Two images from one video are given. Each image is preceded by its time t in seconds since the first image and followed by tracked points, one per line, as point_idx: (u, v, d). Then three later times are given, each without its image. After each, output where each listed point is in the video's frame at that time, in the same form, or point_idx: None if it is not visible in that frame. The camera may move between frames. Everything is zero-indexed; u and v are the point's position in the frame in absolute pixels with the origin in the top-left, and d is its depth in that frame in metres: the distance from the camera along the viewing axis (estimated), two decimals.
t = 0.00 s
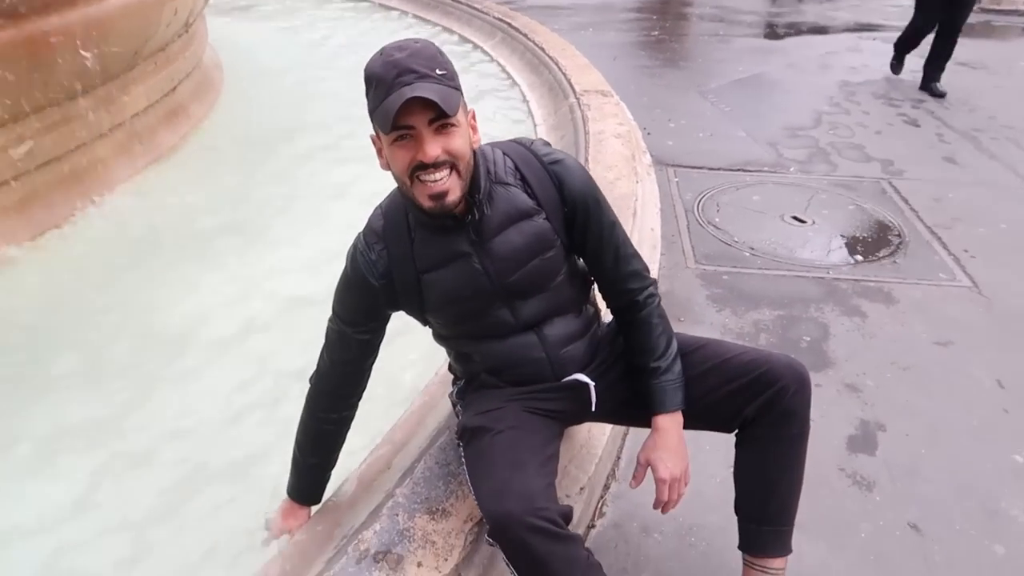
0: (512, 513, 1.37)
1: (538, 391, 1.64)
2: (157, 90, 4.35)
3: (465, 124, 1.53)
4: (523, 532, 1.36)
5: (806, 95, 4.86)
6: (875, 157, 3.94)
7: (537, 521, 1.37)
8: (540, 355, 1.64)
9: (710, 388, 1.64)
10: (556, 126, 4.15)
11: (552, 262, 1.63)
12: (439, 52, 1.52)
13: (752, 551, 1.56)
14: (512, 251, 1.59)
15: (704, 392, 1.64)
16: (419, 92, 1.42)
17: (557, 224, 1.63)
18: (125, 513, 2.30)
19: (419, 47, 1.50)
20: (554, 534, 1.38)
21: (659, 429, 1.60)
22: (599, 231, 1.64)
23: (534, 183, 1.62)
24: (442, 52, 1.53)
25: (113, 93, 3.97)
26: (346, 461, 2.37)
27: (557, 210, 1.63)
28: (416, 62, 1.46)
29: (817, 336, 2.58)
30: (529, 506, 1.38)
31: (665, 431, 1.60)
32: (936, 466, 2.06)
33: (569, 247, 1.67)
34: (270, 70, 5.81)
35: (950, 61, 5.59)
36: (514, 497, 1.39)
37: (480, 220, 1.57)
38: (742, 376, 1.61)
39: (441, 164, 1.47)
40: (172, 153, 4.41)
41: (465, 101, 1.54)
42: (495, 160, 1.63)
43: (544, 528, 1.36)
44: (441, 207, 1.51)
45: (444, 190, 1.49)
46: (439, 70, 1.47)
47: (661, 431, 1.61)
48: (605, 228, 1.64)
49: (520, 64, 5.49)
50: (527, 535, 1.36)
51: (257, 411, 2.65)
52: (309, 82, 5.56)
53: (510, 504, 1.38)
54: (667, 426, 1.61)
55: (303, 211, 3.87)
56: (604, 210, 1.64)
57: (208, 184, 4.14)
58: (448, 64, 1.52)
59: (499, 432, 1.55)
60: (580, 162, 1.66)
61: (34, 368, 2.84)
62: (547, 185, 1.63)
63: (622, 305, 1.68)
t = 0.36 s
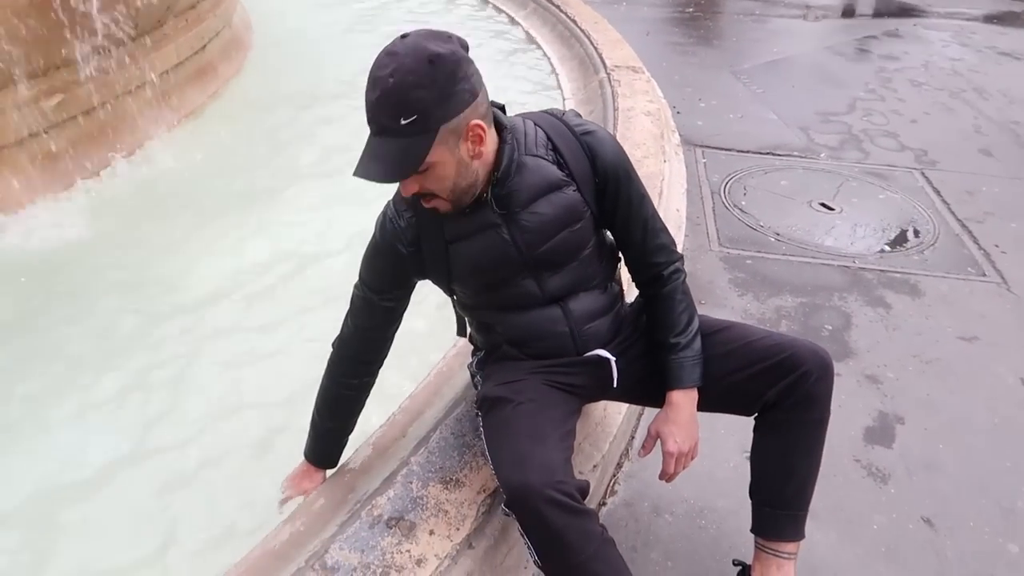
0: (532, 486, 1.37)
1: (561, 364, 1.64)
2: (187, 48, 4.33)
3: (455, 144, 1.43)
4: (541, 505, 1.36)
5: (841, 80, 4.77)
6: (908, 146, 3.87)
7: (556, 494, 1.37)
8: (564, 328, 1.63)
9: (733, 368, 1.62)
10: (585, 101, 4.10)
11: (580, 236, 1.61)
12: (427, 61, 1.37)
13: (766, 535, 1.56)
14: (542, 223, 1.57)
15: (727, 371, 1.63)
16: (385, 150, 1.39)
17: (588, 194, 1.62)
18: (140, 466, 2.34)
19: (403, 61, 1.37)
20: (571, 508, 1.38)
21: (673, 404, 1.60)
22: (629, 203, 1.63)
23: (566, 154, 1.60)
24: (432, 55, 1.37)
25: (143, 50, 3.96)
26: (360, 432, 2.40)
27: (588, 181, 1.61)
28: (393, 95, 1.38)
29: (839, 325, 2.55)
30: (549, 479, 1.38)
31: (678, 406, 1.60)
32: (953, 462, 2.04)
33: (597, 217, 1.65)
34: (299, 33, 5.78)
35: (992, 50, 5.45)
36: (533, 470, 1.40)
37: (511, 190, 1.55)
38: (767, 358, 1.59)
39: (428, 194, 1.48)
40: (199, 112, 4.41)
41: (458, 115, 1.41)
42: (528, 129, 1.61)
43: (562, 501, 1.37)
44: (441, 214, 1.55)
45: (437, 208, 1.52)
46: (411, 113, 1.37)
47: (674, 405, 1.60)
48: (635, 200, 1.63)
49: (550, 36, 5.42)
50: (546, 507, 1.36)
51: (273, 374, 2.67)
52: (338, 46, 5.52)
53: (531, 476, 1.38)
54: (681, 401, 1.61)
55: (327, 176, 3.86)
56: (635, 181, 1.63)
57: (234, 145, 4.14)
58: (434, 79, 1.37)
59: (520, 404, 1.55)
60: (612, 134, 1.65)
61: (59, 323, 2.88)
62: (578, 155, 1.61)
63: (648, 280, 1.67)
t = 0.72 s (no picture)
0: (577, 480, 1.37)
1: (607, 360, 1.63)
2: (243, 44, 4.43)
3: (501, 149, 1.45)
4: (588, 500, 1.36)
5: (900, 73, 4.63)
6: (972, 141, 3.74)
7: (602, 489, 1.36)
8: (609, 325, 1.62)
9: (783, 370, 1.60)
10: (636, 95, 4.07)
11: (625, 232, 1.60)
12: (468, 71, 1.38)
13: (820, 539, 1.53)
14: (586, 219, 1.57)
15: (777, 373, 1.60)
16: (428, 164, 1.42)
17: (632, 190, 1.60)
18: (197, 451, 2.41)
19: (443, 74, 1.38)
20: (620, 504, 1.36)
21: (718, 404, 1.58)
22: (674, 200, 1.60)
23: (610, 150, 1.59)
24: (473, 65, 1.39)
25: (199, 47, 4.07)
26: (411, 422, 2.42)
27: (632, 177, 1.60)
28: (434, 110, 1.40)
29: (897, 324, 2.48)
30: (595, 474, 1.38)
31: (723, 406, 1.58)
32: (1016, 467, 1.97)
33: (643, 215, 1.63)
34: (351, 28, 5.84)
35: None
36: (580, 464, 1.39)
37: (553, 185, 1.55)
38: (820, 359, 1.56)
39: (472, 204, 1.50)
40: (255, 106, 4.50)
41: (504, 118, 1.43)
42: (570, 127, 1.61)
43: (609, 496, 1.36)
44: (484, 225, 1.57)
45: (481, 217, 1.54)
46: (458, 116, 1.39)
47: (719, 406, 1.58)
48: (680, 197, 1.60)
49: (601, 30, 5.38)
50: (593, 502, 1.35)
51: (324, 365, 2.71)
52: (388, 41, 5.57)
53: (577, 471, 1.38)
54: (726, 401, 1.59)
55: (378, 169, 3.91)
56: (681, 177, 1.60)
57: (287, 138, 4.22)
58: (476, 87, 1.39)
59: (566, 399, 1.55)
60: (658, 129, 1.62)
61: (122, 311, 2.98)
62: (623, 151, 1.60)
63: (694, 278, 1.65)
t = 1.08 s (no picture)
0: (575, 479, 1.38)
1: (606, 359, 1.63)
2: (246, 45, 4.46)
3: (533, 87, 1.53)
4: (585, 499, 1.36)
5: (901, 72, 4.63)
6: (973, 139, 3.74)
7: (601, 488, 1.37)
8: (609, 323, 1.63)
9: (781, 369, 1.60)
10: (637, 95, 4.07)
11: (626, 230, 1.61)
12: (498, 17, 1.53)
13: (818, 538, 1.53)
14: (586, 216, 1.58)
15: (775, 372, 1.61)
16: (484, 64, 1.43)
17: (632, 188, 1.61)
18: (198, 449, 2.42)
19: (476, 18, 1.51)
20: (619, 503, 1.37)
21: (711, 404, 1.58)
22: (675, 196, 1.61)
23: (611, 148, 1.60)
24: (501, 16, 1.54)
25: (202, 47, 4.09)
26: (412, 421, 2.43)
27: (633, 174, 1.61)
28: (476, 34, 1.47)
29: (897, 323, 2.49)
30: (594, 473, 1.38)
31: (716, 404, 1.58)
32: (1016, 465, 1.97)
33: (643, 212, 1.64)
34: (353, 28, 5.86)
35: None
36: (578, 464, 1.40)
37: (552, 184, 1.57)
38: (818, 359, 1.56)
39: (513, 130, 1.48)
40: (257, 107, 4.52)
41: (530, 64, 1.55)
42: (570, 124, 1.63)
43: (607, 495, 1.36)
44: (518, 171, 1.52)
45: (519, 155, 1.50)
46: (500, 38, 1.48)
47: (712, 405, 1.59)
48: (681, 192, 1.61)
49: (602, 30, 5.38)
50: (591, 502, 1.36)
51: (325, 364, 2.72)
52: (390, 42, 5.58)
53: (575, 470, 1.39)
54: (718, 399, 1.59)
55: (379, 169, 3.92)
56: (681, 174, 1.61)
57: (289, 138, 4.23)
58: (506, 27, 1.52)
59: (565, 398, 1.56)
60: (658, 127, 1.63)
61: (124, 311, 2.99)
62: (623, 149, 1.61)
63: (693, 275, 1.65)
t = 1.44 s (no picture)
0: (589, 488, 1.36)
1: (620, 365, 1.61)
2: (260, 47, 4.47)
3: (543, 82, 1.53)
4: (599, 507, 1.35)
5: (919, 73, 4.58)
6: (993, 141, 3.69)
7: (616, 498, 1.35)
8: (624, 327, 1.61)
9: (797, 378, 1.58)
10: (651, 97, 4.05)
11: (640, 230, 1.59)
12: (509, 13, 1.54)
13: (837, 549, 1.50)
14: (599, 216, 1.56)
15: (790, 381, 1.59)
16: (491, 52, 1.44)
17: (646, 187, 1.59)
18: (211, 453, 2.42)
19: (487, 11, 1.52)
20: (634, 512, 1.35)
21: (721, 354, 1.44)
22: (689, 194, 1.59)
23: (623, 147, 1.59)
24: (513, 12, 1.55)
25: (215, 49, 4.10)
26: (424, 425, 2.42)
27: (647, 173, 1.59)
28: (485, 25, 1.48)
29: (915, 328, 2.45)
30: (609, 481, 1.37)
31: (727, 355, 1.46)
32: None
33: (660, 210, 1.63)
34: (367, 30, 5.86)
35: None
36: (593, 472, 1.38)
37: (564, 183, 1.55)
38: (835, 367, 1.53)
39: (521, 120, 1.47)
40: (270, 109, 4.53)
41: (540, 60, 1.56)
42: (582, 123, 1.61)
43: (622, 505, 1.34)
44: (527, 163, 1.50)
45: (527, 146, 1.48)
46: (510, 29, 1.49)
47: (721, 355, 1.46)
48: (695, 190, 1.59)
49: (616, 31, 5.36)
50: (606, 510, 1.34)
51: (336, 368, 2.72)
52: (403, 43, 5.58)
53: (590, 479, 1.37)
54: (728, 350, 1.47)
55: (392, 172, 3.91)
56: (696, 170, 1.59)
57: (302, 140, 4.23)
58: (515, 19, 1.53)
59: (579, 404, 1.54)
60: (671, 124, 1.62)
61: (137, 314, 2.99)
62: (636, 147, 1.59)
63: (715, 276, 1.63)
